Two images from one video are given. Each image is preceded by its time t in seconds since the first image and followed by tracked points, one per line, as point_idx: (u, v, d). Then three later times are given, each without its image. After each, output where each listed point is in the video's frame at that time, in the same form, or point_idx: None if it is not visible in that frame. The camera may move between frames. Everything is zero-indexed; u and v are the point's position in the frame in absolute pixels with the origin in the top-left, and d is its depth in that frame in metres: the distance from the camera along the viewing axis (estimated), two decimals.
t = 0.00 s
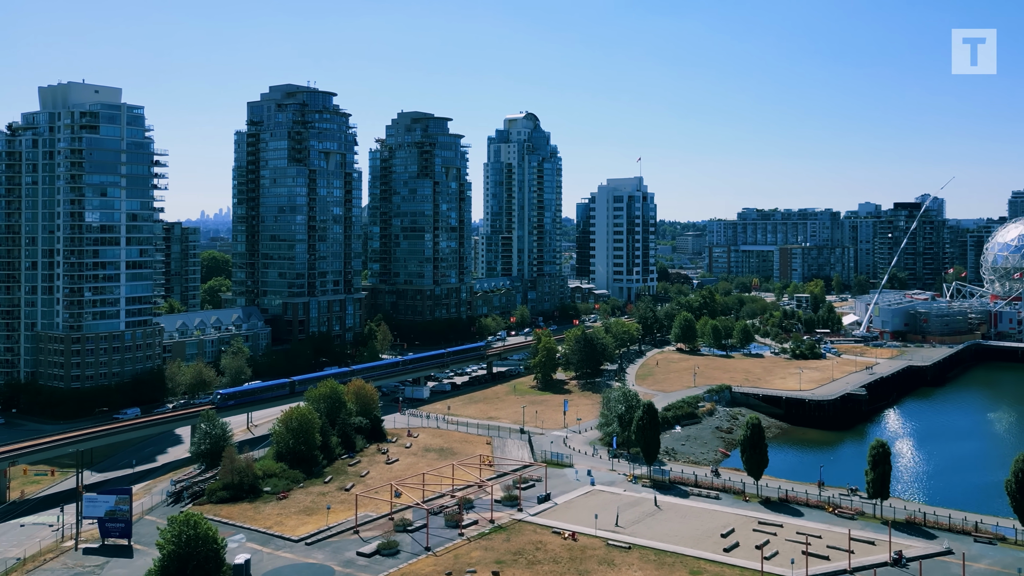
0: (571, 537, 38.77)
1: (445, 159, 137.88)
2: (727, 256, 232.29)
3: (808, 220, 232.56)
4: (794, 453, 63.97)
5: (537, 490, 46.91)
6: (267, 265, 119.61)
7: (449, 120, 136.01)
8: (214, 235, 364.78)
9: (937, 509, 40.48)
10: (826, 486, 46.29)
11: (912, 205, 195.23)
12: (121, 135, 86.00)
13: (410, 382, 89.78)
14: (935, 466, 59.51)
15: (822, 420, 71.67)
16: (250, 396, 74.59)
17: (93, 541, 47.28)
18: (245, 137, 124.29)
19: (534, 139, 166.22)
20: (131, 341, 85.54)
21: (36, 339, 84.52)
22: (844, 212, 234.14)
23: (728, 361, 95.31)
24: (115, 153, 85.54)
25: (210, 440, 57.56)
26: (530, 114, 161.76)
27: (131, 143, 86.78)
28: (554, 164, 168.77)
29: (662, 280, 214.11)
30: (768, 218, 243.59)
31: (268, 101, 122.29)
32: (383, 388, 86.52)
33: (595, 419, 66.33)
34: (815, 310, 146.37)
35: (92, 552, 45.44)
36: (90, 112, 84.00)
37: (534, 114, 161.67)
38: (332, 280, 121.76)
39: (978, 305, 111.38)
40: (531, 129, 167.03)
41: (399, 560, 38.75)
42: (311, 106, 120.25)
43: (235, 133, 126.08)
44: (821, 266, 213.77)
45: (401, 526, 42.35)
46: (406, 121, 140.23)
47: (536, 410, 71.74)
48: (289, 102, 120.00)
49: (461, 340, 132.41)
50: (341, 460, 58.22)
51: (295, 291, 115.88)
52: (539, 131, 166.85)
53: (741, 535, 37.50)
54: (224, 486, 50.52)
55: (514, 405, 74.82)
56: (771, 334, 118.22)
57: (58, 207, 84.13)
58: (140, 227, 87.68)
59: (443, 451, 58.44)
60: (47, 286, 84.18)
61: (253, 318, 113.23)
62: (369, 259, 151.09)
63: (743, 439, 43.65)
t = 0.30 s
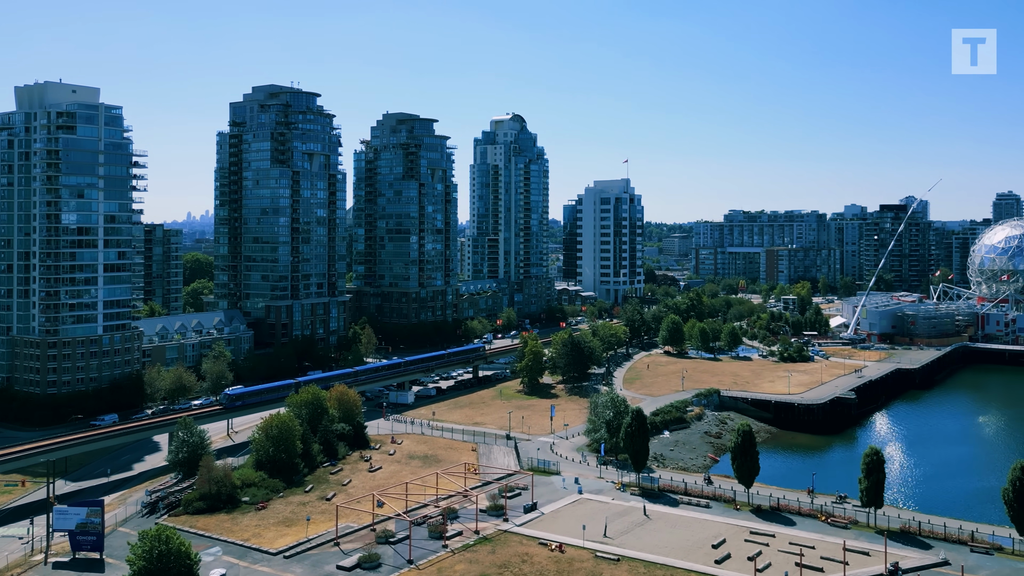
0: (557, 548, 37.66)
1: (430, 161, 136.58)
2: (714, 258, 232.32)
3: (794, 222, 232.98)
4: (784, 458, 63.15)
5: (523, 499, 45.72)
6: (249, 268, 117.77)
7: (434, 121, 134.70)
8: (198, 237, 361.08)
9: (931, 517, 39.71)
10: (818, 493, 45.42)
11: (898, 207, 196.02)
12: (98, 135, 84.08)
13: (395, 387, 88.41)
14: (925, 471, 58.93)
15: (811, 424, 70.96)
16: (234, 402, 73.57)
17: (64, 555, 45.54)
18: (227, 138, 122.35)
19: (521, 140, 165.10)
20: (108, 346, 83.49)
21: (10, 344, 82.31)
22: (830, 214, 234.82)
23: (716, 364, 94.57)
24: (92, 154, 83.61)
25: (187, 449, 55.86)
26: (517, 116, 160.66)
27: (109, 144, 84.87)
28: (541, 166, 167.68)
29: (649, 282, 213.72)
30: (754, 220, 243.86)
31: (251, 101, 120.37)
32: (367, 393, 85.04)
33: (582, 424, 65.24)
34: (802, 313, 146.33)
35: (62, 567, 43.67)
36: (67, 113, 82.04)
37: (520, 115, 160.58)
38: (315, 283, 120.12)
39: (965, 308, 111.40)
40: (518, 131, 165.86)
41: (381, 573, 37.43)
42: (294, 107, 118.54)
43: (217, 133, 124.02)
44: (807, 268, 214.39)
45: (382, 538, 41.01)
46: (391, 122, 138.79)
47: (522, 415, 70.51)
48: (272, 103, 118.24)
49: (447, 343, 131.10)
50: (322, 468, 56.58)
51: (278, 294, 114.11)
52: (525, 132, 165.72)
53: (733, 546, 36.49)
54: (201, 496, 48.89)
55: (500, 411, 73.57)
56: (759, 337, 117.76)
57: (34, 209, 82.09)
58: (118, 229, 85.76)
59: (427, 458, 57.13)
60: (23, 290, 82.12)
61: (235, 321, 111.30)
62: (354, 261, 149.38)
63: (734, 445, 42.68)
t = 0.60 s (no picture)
0: (544, 562, 36.36)
1: (415, 162, 135.13)
2: (700, 259, 232.25)
3: (780, 224, 233.33)
4: (773, 463, 62.20)
5: (509, 509, 44.37)
6: (231, 271, 115.80)
7: (420, 122, 133.21)
8: (181, 240, 356.75)
9: (926, 526, 38.95)
10: (810, 501, 44.50)
11: (884, 209, 196.90)
12: (74, 135, 81.92)
13: (379, 392, 86.93)
14: (915, 477, 58.26)
15: (801, 429, 70.19)
16: (217, 409, 72.18)
17: (30, 571, 43.52)
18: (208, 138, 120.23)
19: (507, 142, 163.83)
20: (85, 351, 81.31)
21: None
22: (816, 216, 235.44)
23: (704, 367, 93.76)
24: (68, 154, 81.41)
25: (162, 458, 54.05)
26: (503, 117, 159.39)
27: (86, 144, 82.68)
28: (527, 168, 166.52)
29: (635, 284, 213.11)
30: (740, 222, 244.13)
31: (233, 101, 118.33)
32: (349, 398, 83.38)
33: (569, 430, 64.03)
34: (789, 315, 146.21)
35: None
36: (42, 112, 79.86)
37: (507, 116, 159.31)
38: (298, 286, 118.24)
39: (952, 309, 111.46)
40: (504, 132, 164.56)
41: None
42: (277, 107, 116.59)
43: (198, 134, 121.74)
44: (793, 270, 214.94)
45: (363, 551, 39.55)
46: (376, 122, 137.13)
47: (508, 421, 69.20)
48: (254, 103, 116.31)
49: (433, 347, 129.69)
50: (303, 477, 54.74)
51: (260, 296, 112.14)
52: (512, 134, 164.45)
53: (725, 558, 35.34)
54: (175, 508, 47.08)
55: (485, 416, 72.22)
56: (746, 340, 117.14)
57: (8, 211, 79.85)
58: (95, 231, 83.60)
59: (411, 466, 55.62)
60: None
61: (216, 325, 109.21)
62: (337, 263, 147.60)
63: (725, 453, 41.59)
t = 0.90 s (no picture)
0: None
1: (403, 164, 133.76)
2: (688, 261, 232.03)
3: (769, 226, 233.61)
4: (764, 469, 61.37)
5: (496, 520, 43.18)
6: (215, 274, 114.06)
7: (407, 123, 131.96)
8: (165, 242, 353.48)
9: (923, 536, 38.24)
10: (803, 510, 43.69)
11: (871, 211, 197.73)
12: (53, 137, 80.08)
13: (364, 397, 85.64)
14: (906, 483, 57.65)
15: (791, 433, 69.49)
16: (198, 415, 70.64)
17: None
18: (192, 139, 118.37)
19: (495, 143, 162.78)
20: (64, 356, 79.39)
21: None
22: (804, 218, 235.84)
23: (694, 371, 93.01)
24: (47, 156, 79.55)
25: (140, 467, 52.35)
26: (491, 119, 158.33)
27: (64, 145, 80.87)
28: (515, 170, 165.42)
29: (624, 286, 212.61)
30: (729, 223, 244.19)
31: (216, 102, 116.58)
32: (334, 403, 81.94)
33: (558, 436, 62.96)
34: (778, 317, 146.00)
35: None
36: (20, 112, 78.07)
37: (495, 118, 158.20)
38: (283, 289, 116.60)
39: (942, 312, 111.31)
40: (492, 134, 163.45)
41: None
42: (262, 108, 114.99)
43: (182, 135, 119.82)
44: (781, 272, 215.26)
45: (346, 565, 38.27)
46: (362, 124, 135.73)
47: (496, 427, 68.03)
48: (238, 104, 114.65)
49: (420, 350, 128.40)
50: (286, 486, 53.05)
51: (244, 300, 110.39)
52: (500, 136, 163.40)
53: (718, 571, 34.32)
54: (152, 520, 45.49)
55: (473, 422, 71.00)
56: (735, 343, 116.56)
57: None
58: (74, 234, 81.75)
59: (396, 474, 54.21)
60: None
61: (200, 329, 107.33)
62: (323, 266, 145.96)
63: (717, 461, 40.62)
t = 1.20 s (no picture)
0: None
1: (389, 165, 132.17)
2: (676, 263, 231.67)
3: (756, 228, 233.87)
4: (755, 475, 60.45)
5: (483, 531, 41.86)
6: (197, 277, 112.13)
7: (394, 124, 130.48)
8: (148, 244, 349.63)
9: (920, 548, 37.44)
10: (797, 520, 42.79)
11: (858, 213, 198.28)
12: (29, 137, 78.03)
13: (349, 403, 84.18)
14: (897, 491, 57.02)
15: (782, 438, 68.65)
16: (178, 422, 68.86)
17: None
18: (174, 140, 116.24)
19: (482, 145, 161.59)
20: (40, 362, 77.32)
21: None
22: (791, 221, 236.23)
23: (683, 375, 92.16)
24: (22, 157, 77.46)
25: (113, 478, 50.51)
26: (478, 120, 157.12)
27: (41, 146, 78.85)
28: (503, 171, 164.13)
29: (612, 289, 211.98)
30: (716, 226, 244.31)
31: (199, 102, 114.49)
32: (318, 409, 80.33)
33: (546, 443, 61.80)
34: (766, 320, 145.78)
35: None
36: None
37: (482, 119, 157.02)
38: (267, 293, 114.80)
39: (930, 315, 111.16)
40: (480, 135, 162.26)
41: None
42: (245, 109, 113.15)
43: (164, 136, 117.66)
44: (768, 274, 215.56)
45: None
46: (348, 125, 134.19)
47: (483, 433, 66.78)
48: (221, 104, 112.78)
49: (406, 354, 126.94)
50: (266, 496, 51.28)
51: (227, 304, 108.49)
52: (487, 137, 162.19)
53: None
54: (126, 533, 43.81)
55: (460, 428, 69.70)
56: (725, 346, 115.82)
57: None
58: (51, 237, 79.67)
59: (380, 483, 52.62)
60: None
61: (181, 333, 105.28)
62: (308, 269, 144.12)
63: (709, 471, 39.57)
